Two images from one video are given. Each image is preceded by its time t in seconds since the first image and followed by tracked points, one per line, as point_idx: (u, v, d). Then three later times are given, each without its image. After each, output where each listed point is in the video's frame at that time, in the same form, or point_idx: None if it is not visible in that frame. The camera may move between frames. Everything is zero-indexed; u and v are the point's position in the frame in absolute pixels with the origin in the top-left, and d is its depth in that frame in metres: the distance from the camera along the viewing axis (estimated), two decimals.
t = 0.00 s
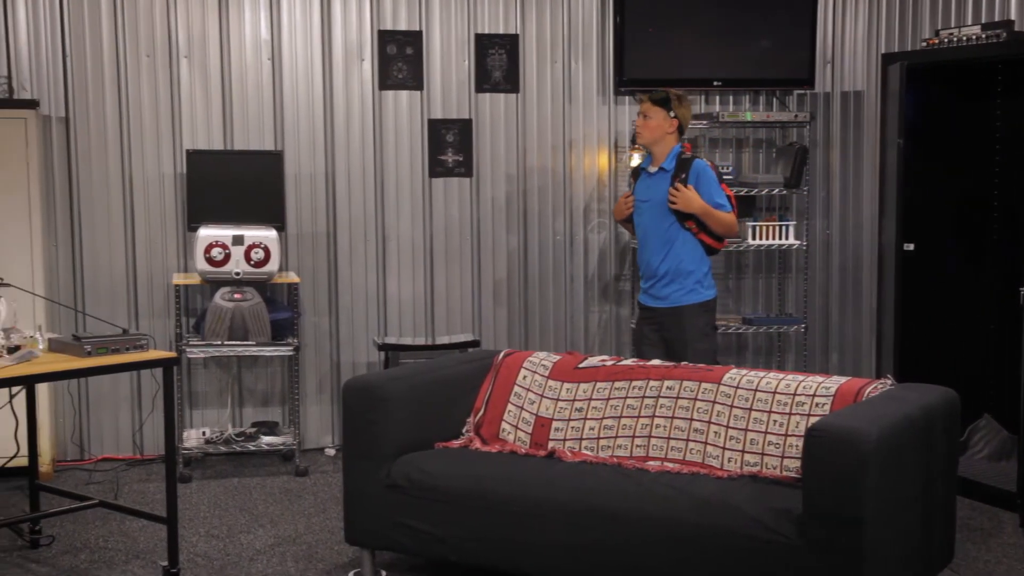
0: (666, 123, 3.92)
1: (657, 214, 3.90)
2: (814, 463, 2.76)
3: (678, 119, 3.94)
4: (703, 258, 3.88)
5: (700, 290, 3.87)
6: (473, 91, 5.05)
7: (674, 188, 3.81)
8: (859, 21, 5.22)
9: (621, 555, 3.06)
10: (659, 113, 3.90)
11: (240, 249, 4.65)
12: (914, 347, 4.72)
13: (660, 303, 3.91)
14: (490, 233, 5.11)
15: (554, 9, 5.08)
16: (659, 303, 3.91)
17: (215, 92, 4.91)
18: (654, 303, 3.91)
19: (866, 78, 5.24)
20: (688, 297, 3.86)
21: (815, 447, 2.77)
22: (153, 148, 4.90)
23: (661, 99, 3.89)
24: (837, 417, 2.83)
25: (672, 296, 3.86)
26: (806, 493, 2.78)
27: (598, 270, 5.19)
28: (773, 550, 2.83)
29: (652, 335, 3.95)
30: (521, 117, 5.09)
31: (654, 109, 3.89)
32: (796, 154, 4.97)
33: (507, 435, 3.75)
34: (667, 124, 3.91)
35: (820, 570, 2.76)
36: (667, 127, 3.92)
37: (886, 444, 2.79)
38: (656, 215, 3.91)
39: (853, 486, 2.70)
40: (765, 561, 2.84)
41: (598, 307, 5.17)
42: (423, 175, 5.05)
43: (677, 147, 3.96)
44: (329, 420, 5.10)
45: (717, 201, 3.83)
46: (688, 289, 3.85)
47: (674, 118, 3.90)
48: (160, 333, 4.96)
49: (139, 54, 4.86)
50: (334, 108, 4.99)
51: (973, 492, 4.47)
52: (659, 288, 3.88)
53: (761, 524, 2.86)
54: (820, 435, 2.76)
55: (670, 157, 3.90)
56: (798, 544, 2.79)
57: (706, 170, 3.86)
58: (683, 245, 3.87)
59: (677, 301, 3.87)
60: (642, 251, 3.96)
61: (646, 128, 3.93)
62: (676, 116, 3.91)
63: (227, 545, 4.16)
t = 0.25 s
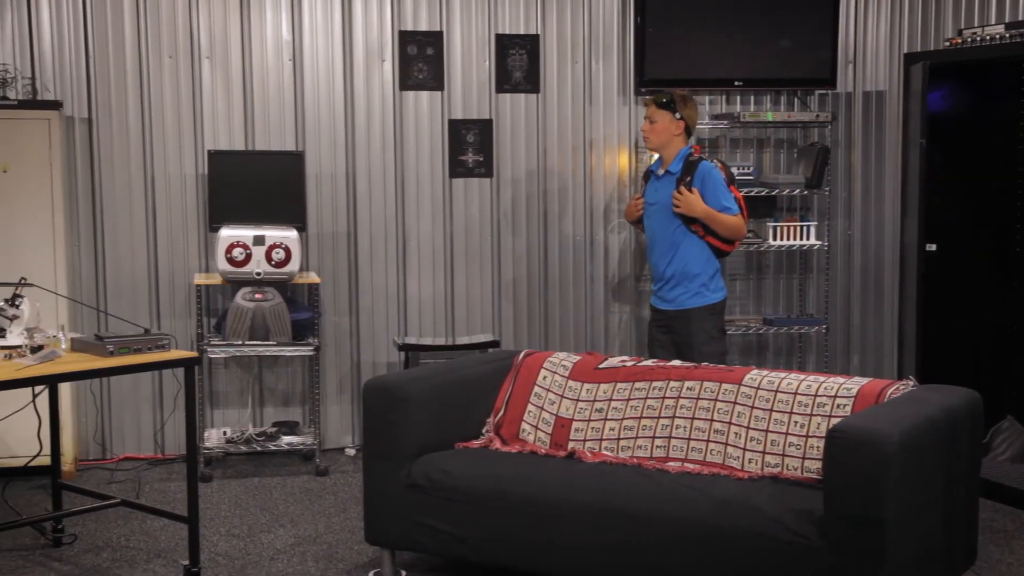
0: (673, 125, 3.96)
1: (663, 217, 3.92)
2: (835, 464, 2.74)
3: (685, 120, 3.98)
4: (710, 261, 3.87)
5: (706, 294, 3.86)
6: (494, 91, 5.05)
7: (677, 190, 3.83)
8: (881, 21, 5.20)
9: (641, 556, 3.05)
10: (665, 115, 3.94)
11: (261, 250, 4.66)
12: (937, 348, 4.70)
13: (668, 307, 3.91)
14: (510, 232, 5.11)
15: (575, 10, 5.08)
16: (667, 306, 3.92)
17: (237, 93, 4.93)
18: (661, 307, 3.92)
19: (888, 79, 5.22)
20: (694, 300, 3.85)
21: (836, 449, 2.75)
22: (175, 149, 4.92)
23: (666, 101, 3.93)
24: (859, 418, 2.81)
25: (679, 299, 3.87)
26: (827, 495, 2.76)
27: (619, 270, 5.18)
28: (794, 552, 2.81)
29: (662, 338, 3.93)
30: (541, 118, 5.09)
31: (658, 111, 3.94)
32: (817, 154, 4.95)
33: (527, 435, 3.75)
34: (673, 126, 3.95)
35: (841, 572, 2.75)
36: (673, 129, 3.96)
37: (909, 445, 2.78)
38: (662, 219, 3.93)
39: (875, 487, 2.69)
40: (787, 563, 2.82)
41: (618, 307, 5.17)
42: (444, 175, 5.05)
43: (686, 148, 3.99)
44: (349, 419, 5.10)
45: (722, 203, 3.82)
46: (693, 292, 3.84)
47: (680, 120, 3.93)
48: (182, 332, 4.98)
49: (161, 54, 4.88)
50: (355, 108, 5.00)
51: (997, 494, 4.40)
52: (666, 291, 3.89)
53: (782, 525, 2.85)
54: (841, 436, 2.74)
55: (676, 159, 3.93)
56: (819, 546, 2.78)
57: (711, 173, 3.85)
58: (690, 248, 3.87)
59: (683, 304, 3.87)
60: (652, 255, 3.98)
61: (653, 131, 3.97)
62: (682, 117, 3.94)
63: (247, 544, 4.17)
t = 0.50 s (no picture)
0: (666, 127, 4.03)
1: (661, 218, 4.01)
2: (851, 466, 2.73)
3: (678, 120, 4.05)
4: (707, 260, 3.93)
5: (704, 292, 3.93)
6: (509, 93, 5.06)
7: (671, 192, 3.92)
8: (897, 21, 5.18)
9: (655, 557, 3.05)
10: (658, 117, 4.01)
11: (276, 251, 4.68)
12: (953, 350, 4.68)
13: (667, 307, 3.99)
14: (525, 233, 5.11)
15: (589, 10, 5.07)
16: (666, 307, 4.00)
17: (252, 94, 4.94)
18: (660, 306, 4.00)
19: (905, 79, 5.21)
20: (691, 300, 3.92)
21: (852, 451, 2.74)
22: (190, 150, 4.93)
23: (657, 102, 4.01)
24: (876, 420, 2.80)
25: (676, 299, 3.95)
26: (843, 497, 2.75)
27: (633, 272, 5.17)
28: (810, 554, 2.81)
29: (661, 338, 4.03)
30: (556, 119, 5.09)
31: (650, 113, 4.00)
32: (833, 155, 4.95)
33: (542, 436, 3.76)
34: (667, 128, 4.02)
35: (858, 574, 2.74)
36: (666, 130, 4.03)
37: (926, 447, 2.76)
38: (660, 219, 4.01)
39: (892, 489, 2.68)
40: (802, 564, 2.82)
41: (633, 309, 5.16)
42: (458, 176, 5.05)
43: (682, 150, 4.05)
44: (364, 420, 5.11)
45: (716, 202, 3.88)
46: (690, 292, 3.91)
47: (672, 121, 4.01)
48: (197, 333, 4.99)
49: (177, 56, 4.90)
50: (370, 109, 5.00)
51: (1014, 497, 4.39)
52: (665, 292, 3.97)
53: (797, 527, 2.84)
54: (857, 438, 2.73)
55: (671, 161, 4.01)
56: (835, 548, 2.77)
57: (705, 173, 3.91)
58: (687, 248, 3.95)
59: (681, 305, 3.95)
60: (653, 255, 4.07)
61: (647, 133, 4.04)
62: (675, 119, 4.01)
63: (263, 544, 4.19)
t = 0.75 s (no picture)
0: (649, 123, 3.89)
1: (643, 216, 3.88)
2: (870, 469, 2.68)
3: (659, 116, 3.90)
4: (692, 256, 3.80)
5: (691, 290, 3.80)
6: (528, 94, 5.06)
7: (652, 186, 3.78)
8: (918, 22, 5.16)
9: (674, 558, 3.03)
10: (641, 115, 3.86)
11: (295, 252, 4.69)
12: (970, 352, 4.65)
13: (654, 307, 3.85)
14: (544, 234, 5.11)
15: (609, 11, 5.07)
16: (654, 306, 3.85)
17: (272, 96, 4.95)
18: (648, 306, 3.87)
19: (925, 80, 5.19)
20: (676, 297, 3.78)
21: (871, 453, 2.70)
22: (210, 151, 4.94)
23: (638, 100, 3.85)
24: (895, 423, 2.75)
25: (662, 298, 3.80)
26: (862, 499, 2.71)
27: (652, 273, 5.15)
28: (829, 557, 2.76)
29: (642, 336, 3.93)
30: (575, 121, 5.09)
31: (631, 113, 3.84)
32: (854, 156, 4.94)
33: (561, 438, 3.75)
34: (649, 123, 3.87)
35: None
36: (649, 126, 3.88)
37: (946, 450, 2.71)
38: (643, 217, 3.88)
39: (912, 492, 2.62)
40: (822, 568, 2.78)
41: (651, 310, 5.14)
42: (478, 177, 5.06)
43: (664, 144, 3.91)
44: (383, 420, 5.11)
45: (698, 196, 3.75)
46: (677, 290, 3.79)
47: (653, 117, 3.85)
48: (217, 334, 5.00)
49: (197, 57, 4.91)
50: (389, 111, 5.01)
51: None
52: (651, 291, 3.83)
53: (816, 528, 2.81)
54: (877, 440, 2.69)
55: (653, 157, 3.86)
56: (854, 550, 2.72)
57: (684, 165, 3.79)
58: (671, 245, 3.83)
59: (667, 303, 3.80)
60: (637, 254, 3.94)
61: (630, 132, 3.88)
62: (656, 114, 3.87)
63: (282, 545, 4.19)
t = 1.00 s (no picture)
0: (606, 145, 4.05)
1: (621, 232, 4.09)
2: (901, 474, 2.66)
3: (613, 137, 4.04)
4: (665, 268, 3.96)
5: (670, 301, 3.98)
6: (556, 97, 5.05)
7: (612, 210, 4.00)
8: (950, 24, 5.14)
9: (702, 562, 3.01)
10: (594, 139, 4.04)
11: (325, 254, 4.70)
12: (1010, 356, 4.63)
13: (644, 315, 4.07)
14: (573, 237, 5.12)
15: (638, 13, 5.06)
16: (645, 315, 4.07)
17: (301, 99, 4.96)
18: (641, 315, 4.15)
19: (957, 82, 5.16)
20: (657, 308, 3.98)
21: (902, 458, 2.67)
22: (239, 154, 4.95)
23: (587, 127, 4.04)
24: (926, 427, 2.72)
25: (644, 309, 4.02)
26: (893, 505, 2.67)
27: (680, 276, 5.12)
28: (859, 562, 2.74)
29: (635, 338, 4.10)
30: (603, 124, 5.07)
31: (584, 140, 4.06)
32: (884, 159, 4.91)
33: (590, 441, 3.70)
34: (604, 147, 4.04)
35: None
36: (606, 149, 4.05)
37: (978, 455, 2.68)
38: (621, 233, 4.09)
39: (943, 498, 2.59)
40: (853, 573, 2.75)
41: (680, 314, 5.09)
42: (506, 181, 5.06)
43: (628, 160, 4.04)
44: (411, 421, 5.12)
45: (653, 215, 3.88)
46: (654, 303, 3.98)
47: (605, 141, 4.02)
48: (246, 336, 5.01)
49: (227, 60, 4.92)
50: (417, 113, 5.01)
51: None
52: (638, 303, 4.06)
53: (846, 532, 2.78)
54: (907, 445, 2.66)
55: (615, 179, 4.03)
56: (885, 555, 2.70)
57: (639, 184, 3.92)
58: (645, 259, 4.00)
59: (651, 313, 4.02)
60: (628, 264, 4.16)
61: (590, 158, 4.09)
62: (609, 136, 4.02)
63: (311, 546, 4.21)
